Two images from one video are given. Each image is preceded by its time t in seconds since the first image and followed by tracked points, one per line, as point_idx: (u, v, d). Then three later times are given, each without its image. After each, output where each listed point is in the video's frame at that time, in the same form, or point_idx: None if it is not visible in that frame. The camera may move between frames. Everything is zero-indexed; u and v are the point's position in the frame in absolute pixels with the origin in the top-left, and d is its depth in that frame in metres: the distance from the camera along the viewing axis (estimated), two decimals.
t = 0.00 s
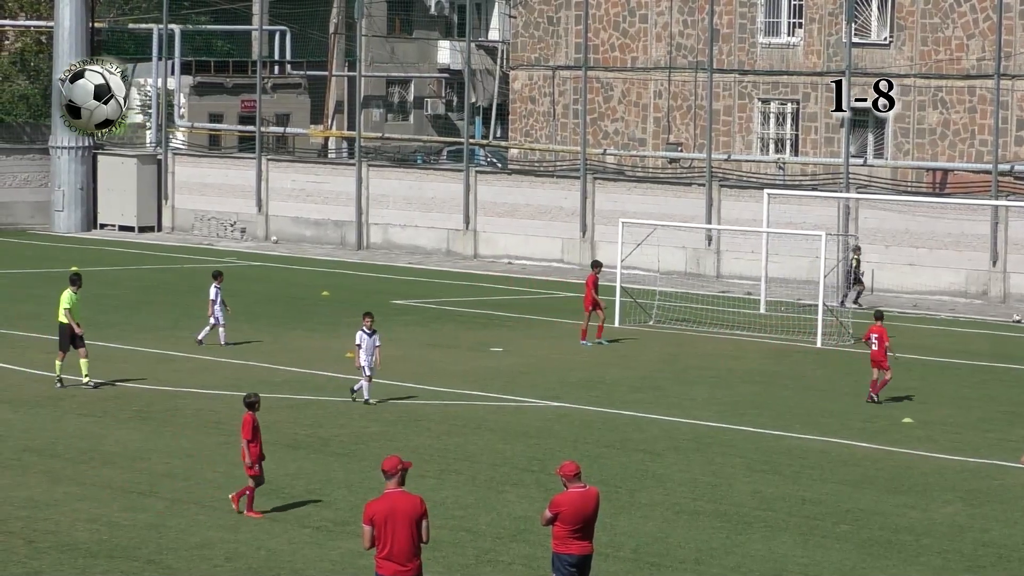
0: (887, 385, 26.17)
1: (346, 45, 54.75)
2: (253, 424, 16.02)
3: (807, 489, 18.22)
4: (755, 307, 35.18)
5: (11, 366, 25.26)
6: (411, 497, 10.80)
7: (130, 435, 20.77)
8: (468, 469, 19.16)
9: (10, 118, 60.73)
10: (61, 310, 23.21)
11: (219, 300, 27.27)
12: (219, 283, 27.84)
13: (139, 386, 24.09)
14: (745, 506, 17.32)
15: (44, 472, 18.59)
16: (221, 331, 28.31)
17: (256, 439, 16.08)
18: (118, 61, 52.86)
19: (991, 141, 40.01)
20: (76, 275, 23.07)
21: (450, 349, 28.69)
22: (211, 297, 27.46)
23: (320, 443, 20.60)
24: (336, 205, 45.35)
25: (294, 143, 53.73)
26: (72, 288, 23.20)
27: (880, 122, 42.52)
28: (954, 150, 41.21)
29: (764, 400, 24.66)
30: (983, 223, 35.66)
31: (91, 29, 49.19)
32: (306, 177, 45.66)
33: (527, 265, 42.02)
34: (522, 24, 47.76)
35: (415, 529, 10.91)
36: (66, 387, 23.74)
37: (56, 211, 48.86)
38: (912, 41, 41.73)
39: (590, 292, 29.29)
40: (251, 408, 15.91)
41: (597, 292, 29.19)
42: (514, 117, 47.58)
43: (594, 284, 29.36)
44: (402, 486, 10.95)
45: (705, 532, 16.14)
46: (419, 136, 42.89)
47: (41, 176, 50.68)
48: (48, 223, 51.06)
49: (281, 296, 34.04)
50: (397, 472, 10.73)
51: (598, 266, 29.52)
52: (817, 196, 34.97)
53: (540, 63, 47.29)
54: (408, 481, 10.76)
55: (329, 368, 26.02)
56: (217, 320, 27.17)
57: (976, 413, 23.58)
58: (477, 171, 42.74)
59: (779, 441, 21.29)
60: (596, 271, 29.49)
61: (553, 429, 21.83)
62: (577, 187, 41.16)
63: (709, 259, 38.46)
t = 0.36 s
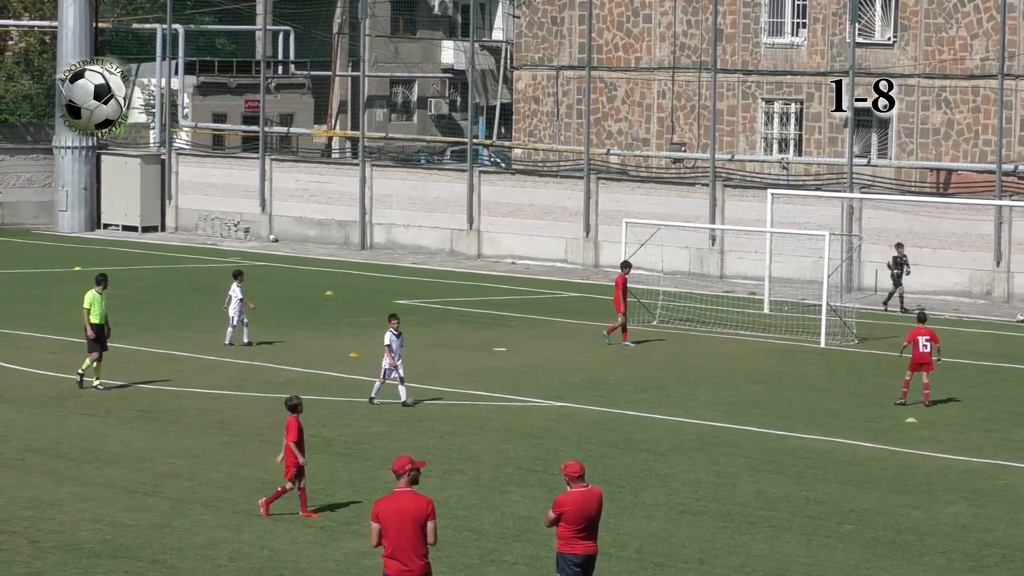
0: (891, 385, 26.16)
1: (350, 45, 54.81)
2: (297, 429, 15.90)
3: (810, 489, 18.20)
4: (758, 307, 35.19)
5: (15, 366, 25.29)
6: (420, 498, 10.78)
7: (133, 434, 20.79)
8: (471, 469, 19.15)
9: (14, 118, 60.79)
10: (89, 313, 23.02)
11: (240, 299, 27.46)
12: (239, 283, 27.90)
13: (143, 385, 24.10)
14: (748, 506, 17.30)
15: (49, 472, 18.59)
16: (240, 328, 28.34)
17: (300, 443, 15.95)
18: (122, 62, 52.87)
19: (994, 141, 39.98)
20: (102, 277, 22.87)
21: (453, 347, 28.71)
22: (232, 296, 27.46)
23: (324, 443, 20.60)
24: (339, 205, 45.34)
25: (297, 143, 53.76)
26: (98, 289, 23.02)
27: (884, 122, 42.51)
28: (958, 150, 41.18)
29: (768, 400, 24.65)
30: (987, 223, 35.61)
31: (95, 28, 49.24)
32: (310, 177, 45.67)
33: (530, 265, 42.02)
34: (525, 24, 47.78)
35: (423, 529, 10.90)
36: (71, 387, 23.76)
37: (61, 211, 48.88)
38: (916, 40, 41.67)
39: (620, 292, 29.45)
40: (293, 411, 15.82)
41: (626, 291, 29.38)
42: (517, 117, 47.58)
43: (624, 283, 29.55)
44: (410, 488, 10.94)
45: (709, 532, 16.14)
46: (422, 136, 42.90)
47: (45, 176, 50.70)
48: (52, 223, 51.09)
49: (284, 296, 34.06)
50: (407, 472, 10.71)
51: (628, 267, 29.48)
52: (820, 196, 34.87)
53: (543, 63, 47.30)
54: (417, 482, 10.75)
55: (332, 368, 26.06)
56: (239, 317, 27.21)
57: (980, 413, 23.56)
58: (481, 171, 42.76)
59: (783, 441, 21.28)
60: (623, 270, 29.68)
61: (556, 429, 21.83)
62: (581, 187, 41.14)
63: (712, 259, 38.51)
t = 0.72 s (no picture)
0: (893, 385, 26.13)
1: (352, 44, 54.78)
2: (337, 426, 15.99)
3: (813, 489, 18.18)
4: (761, 307, 35.18)
5: (17, 366, 25.29)
6: (438, 497, 10.79)
7: (135, 434, 20.78)
8: (473, 469, 19.14)
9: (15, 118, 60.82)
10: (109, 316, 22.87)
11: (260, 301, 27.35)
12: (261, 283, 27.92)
13: (145, 386, 24.09)
14: (750, 506, 17.29)
15: (51, 472, 18.58)
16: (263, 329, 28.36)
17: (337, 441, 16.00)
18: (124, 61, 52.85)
19: (997, 141, 39.99)
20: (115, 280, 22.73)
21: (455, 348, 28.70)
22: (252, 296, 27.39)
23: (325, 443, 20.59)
24: (342, 205, 45.33)
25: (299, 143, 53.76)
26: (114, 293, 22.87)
27: (886, 122, 42.50)
28: (960, 150, 41.18)
29: (769, 400, 24.63)
30: (990, 223, 35.57)
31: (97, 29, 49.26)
32: (312, 177, 45.67)
33: (533, 265, 42.03)
34: (527, 24, 47.75)
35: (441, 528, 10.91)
36: (73, 387, 23.76)
37: (63, 212, 48.96)
38: (919, 40, 41.65)
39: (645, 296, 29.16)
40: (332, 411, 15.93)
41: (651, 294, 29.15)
42: (519, 117, 47.59)
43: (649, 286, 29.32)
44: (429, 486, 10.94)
45: (711, 532, 16.13)
46: (425, 136, 42.87)
47: (47, 176, 50.76)
48: (54, 223, 51.15)
49: (286, 296, 34.05)
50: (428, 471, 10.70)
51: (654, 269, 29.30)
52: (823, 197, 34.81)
53: (546, 63, 47.30)
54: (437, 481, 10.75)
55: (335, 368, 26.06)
56: (261, 321, 27.16)
57: (982, 413, 23.53)
58: (483, 170, 42.75)
59: (784, 441, 21.26)
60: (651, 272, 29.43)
61: (558, 429, 21.81)
62: (583, 187, 41.12)
63: (714, 259, 38.54)
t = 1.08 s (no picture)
0: (895, 385, 26.11)
1: (354, 44, 54.84)
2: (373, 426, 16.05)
3: (815, 489, 18.16)
4: (763, 307, 35.16)
5: (19, 365, 25.30)
6: (454, 497, 10.81)
7: (137, 434, 20.78)
8: (474, 469, 19.13)
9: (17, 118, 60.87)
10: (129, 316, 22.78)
11: (276, 304, 27.28)
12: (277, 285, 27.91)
13: (146, 386, 24.08)
14: (752, 506, 17.27)
15: (52, 472, 18.59)
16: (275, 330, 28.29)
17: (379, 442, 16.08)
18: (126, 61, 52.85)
19: (999, 141, 39.96)
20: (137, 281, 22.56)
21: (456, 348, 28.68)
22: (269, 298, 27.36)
23: (327, 443, 20.58)
24: (344, 205, 45.34)
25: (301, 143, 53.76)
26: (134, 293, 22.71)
27: (888, 122, 42.46)
28: (962, 150, 41.16)
29: (771, 400, 24.62)
30: (992, 223, 35.53)
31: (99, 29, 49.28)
32: (314, 177, 45.69)
33: (534, 265, 42.02)
34: (529, 24, 47.71)
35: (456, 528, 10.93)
36: (74, 387, 23.76)
37: (65, 211, 49.00)
38: (920, 40, 41.64)
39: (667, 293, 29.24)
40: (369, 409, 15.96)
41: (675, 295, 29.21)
42: (521, 117, 47.61)
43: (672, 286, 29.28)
44: (447, 486, 10.97)
45: (713, 532, 16.12)
46: (426, 137, 42.87)
47: (49, 176, 50.81)
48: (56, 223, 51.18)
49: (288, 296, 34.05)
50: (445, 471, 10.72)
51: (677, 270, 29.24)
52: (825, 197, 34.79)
53: (548, 63, 47.30)
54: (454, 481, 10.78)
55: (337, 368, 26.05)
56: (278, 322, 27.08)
57: (984, 413, 23.52)
58: (485, 170, 42.73)
59: (786, 441, 21.25)
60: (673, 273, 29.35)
61: (560, 429, 21.79)
62: (585, 187, 41.12)
63: (716, 259, 38.60)
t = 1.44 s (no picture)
0: (897, 385, 26.10)
1: (355, 45, 54.81)
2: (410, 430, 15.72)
3: (816, 489, 18.14)
4: (764, 307, 35.16)
5: (20, 365, 25.31)
6: (464, 498, 10.79)
7: (137, 434, 20.79)
8: (476, 469, 19.13)
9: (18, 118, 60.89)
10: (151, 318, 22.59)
11: (287, 303, 27.27)
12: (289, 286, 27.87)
13: (147, 386, 24.10)
14: (752, 507, 17.25)
15: (54, 472, 18.58)
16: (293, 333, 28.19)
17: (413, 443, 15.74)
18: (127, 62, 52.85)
19: (999, 141, 39.97)
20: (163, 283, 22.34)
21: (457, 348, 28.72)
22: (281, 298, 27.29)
23: (328, 443, 20.58)
24: (345, 205, 45.35)
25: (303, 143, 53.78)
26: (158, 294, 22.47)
27: (889, 122, 42.45)
28: (963, 150, 41.18)
29: (772, 400, 24.61)
30: (993, 223, 35.53)
31: (99, 29, 49.30)
32: (315, 177, 45.71)
33: (536, 265, 42.02)
34: (530, 24, 47.70)
35: (464, 528, 10.92)
36: (76, 387, 23.76)
37: (65, 211, 49.03)
38: (921, 40, 41.65)
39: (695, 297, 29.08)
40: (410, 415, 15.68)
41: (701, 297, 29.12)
42: (522, 117, 47.65)
43: (698, 288, 29.15)
44: (456, 486, 10.94)
45: (714, 532, 16.12)
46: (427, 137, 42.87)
47: (51, 176, 50.83)
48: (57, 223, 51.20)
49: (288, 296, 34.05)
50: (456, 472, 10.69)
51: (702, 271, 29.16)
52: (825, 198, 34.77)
53: (549, 63, 47.34)
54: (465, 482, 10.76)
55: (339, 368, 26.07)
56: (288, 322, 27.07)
57: (985, 413, 23.52)
58: (486, 171, 42.74)
59: (787, 441, 21.25)
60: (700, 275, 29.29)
61: (561, 429, 21.80)
62: (586, 187, 41.13)
63: (717, 259, 38.74)
